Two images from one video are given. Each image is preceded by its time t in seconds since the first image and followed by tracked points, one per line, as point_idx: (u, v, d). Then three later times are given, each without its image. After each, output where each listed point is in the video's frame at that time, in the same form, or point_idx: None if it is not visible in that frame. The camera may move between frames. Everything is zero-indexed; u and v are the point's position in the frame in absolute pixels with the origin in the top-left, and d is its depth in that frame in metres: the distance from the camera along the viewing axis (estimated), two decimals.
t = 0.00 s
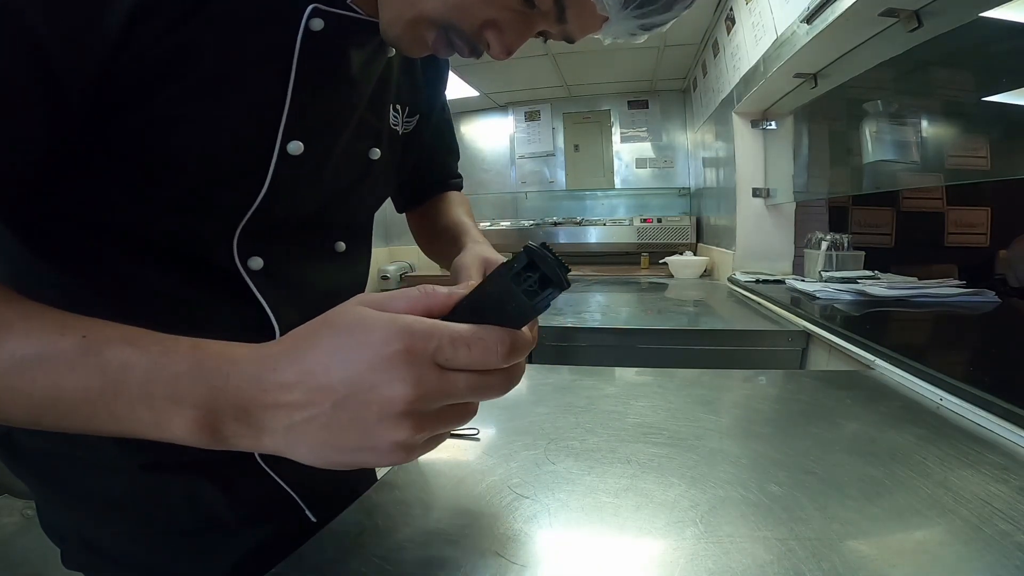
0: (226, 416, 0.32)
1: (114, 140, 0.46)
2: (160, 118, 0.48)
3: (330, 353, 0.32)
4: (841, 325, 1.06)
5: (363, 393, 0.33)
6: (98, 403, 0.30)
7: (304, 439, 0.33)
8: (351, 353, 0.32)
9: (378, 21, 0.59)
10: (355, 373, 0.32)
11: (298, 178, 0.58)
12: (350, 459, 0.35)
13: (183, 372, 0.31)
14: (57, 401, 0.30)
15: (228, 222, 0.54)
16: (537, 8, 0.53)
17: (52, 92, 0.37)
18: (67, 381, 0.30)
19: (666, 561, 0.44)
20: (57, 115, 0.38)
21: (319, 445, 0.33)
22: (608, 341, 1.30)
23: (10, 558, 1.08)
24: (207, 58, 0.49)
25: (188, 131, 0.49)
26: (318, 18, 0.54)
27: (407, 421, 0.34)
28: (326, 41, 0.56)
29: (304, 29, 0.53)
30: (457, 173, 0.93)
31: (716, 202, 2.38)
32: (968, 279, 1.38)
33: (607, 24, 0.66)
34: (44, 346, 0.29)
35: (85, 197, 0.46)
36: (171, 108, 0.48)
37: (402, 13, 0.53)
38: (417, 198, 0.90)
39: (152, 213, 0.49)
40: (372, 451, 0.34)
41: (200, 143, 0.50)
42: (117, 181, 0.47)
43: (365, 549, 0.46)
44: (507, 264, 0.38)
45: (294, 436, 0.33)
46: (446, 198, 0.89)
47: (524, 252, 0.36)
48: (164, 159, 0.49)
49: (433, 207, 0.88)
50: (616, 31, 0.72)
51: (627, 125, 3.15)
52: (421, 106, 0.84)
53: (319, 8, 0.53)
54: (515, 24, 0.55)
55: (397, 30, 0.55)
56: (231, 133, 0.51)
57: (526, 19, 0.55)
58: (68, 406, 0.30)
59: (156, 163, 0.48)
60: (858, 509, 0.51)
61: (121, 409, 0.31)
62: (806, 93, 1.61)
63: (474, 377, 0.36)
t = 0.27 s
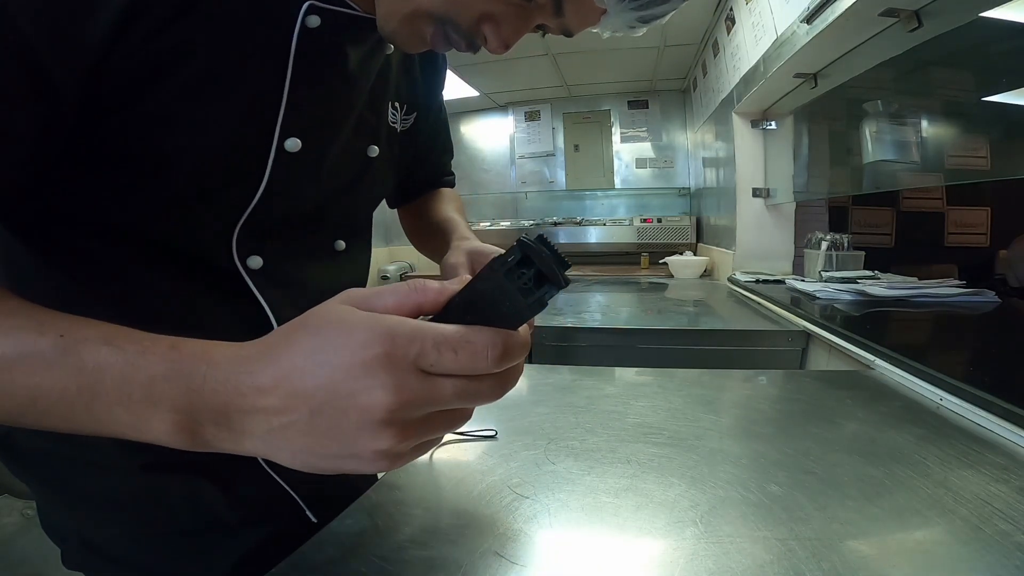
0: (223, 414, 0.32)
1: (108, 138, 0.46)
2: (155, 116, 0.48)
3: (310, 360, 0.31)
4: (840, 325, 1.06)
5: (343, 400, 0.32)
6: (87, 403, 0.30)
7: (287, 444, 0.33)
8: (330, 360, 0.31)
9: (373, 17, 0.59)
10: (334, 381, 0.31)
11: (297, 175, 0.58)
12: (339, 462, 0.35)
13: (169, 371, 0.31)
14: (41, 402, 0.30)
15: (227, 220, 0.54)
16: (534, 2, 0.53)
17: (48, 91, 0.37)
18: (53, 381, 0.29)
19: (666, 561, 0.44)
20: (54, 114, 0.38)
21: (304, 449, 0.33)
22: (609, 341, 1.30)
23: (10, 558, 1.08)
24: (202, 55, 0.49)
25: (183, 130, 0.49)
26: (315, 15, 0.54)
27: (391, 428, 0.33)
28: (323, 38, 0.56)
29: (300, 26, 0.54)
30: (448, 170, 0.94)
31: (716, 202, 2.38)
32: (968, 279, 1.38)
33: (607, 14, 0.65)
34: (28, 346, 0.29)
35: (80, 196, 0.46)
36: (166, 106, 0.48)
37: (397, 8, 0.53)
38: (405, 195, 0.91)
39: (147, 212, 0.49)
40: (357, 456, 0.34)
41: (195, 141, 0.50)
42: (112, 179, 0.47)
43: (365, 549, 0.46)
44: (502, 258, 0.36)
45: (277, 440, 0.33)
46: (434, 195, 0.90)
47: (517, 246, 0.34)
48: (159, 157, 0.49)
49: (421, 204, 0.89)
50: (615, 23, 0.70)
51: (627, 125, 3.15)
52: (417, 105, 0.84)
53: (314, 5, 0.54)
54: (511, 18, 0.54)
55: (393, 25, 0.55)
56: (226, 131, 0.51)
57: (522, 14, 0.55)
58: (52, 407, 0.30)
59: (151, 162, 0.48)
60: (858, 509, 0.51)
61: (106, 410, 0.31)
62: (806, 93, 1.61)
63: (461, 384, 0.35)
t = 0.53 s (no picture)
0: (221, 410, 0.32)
1: (106, 134, 0.46)
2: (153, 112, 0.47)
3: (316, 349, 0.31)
4: (841, 325, 1.06)
5: (345, 387, 0.32)
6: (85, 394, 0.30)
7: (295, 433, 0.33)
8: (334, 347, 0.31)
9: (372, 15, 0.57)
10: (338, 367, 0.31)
11: (296, 170, 0.58)
12: (343, 451, 0.35)
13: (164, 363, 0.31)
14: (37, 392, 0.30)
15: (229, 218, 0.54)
16: None
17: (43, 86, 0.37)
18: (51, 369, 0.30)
19: (666, 561, 0.44)
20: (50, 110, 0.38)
21: (306, 437, 0.33)
22: (608, 341, 1.30)
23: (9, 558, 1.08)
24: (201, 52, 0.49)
25: (182, 126, 0.49)
26: (313, 12, 0.54)
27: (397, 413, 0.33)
28: (322, 36, 0.56)
29: (298, 23, 0.53)
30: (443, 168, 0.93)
31: (716, 202, 2.38)
32: (969, 279, 1.38)
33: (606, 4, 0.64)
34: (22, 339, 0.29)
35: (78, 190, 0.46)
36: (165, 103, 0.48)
37: (395, 3, 0.52)
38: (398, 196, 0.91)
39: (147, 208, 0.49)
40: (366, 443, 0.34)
41: (194, 138, 0.50)
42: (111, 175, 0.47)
43: (364, 549, 0.46)
44: (506, 238, 0.36)
45: (280, 429, 0.33)
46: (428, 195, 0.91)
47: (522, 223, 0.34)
48: (156, 151, 0.48)
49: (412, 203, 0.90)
50: (612, 17, 0.69)
51: (627, 125, 3.15)
52: (414, 102, 0.84)
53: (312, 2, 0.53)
54: (509, 11, 0.54)
55: (391, 20, 0.54)
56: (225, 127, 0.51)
57: (520, 6, 0.54)
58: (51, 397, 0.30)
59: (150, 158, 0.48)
60: (858, 509, 0.51)
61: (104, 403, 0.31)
62: (806, 93, 1.61)
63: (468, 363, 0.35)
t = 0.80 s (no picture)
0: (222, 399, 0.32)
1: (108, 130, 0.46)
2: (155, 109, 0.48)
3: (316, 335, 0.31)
4: (841, 325, 1.06)
5: (343, 374, 0.32)
6: (88, 385, 0.30)
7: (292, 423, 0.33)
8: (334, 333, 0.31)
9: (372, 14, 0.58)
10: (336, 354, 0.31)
11: (297, 168, 0.58)
12: (338, 444, 0.34)
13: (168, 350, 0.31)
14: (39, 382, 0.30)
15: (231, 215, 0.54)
16: None
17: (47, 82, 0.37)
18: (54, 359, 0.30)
19: (666, 561, 0.44)
20: (53, 107, 0.38)
21: (303, 428, 0.33)
22: (609, 341, 1.30)
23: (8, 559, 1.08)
24: (202, 50, 0.49)
25: (184, 123, 0.49)
26: (314, 11, 0.54)
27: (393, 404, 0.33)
28: (323, 35, 0.56)
29: (298, 23, 0.54)
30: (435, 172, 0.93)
31: (716, 202, 2.38)
32: (968, 280, 1.38)
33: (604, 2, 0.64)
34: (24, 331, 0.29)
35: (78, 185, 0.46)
36: (166, 100, 0.48)
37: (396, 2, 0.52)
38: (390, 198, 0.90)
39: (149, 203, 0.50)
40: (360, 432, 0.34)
41: (196, 135, 0.50)
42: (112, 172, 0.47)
43: (365, 550, 0.46)
44: (508, 236, 0.36)
45: (276, 417, 0.32)
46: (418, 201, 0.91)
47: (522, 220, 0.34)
48: (157, 148, 0.48)
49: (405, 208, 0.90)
50: (612, 14, 0.69)
51: (627, 125, 3.15)
52: (412, 103, 0.84)
53: (313, 2, 0.54)
54: (509, 9, 0.54)
55: (392, 19, 0.54)
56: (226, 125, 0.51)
57: (520, 4, 0.54)
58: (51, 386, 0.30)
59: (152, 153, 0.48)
60: (858, 509, 0.51)
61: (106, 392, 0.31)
62: (806, 93, 1.61)
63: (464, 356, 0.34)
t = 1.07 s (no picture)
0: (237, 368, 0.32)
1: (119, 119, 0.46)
2: (167, 103, 0.48)
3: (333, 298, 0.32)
4: (841, 325, 1.06)
5: (360, 336, 0.31)
6: (107, 353, 0.30)
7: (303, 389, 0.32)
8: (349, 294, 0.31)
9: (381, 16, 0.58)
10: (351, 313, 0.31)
11: (303, 164, 0.57)
12: (351, 412, 0.33)
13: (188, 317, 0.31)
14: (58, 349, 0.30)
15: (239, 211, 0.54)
16: None
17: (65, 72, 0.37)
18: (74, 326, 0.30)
19: (666, 561, 0.44)
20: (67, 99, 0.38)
21: (316, 391, 0.32)
22: (608, 341, 1.30)
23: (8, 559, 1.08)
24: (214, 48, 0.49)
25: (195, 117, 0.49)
26: (322, 10, 0.54)
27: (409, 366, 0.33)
28: (333, 34, 0.56)
29: (308, 22, 0.54)
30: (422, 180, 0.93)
31: (716, 202, 2.38)
32: (968, 280, 1.38)
33: None
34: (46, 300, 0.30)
35: (88, 175, 0.47)
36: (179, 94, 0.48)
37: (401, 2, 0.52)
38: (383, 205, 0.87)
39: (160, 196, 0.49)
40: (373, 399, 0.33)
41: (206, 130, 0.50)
42: (122, 162, 0.48)
43: (364, 550, 0.46)
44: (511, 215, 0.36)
45: (287, 373, 0.32)
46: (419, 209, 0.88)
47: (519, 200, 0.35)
48: (169, 142, 0.48)
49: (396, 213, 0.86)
50: (611, 10, 0.69)
51: (627, 125, 3.15)
52: (412, 102, 0.84)
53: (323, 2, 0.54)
54: (513, 8, 0.54)
55: (397, 19, 0.54)
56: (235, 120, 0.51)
57: (524, 3, 0.55)
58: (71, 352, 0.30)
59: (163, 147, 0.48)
60: (858, 509, 0.51)
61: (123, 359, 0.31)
62: (806, 93, 1.61)
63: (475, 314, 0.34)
